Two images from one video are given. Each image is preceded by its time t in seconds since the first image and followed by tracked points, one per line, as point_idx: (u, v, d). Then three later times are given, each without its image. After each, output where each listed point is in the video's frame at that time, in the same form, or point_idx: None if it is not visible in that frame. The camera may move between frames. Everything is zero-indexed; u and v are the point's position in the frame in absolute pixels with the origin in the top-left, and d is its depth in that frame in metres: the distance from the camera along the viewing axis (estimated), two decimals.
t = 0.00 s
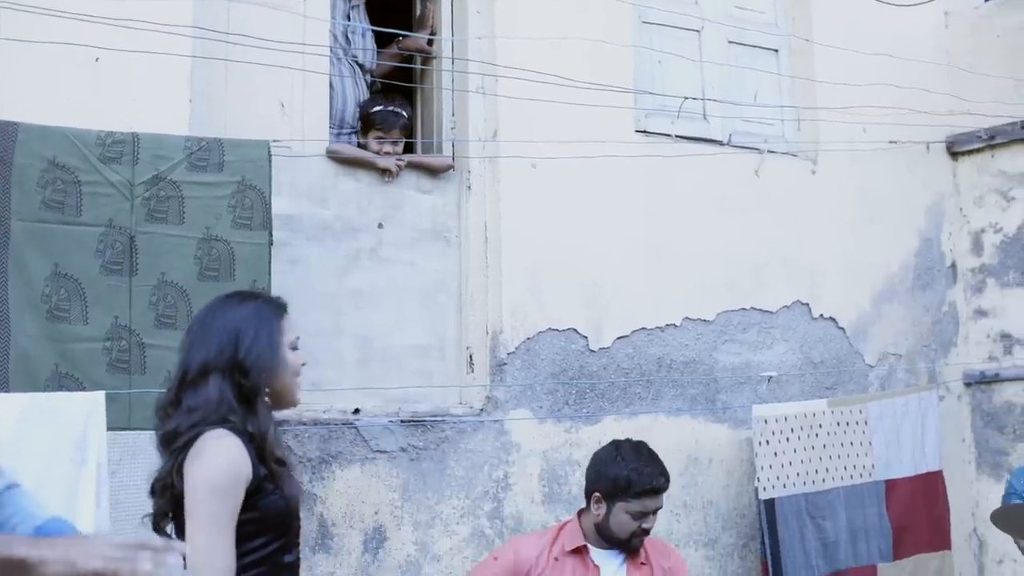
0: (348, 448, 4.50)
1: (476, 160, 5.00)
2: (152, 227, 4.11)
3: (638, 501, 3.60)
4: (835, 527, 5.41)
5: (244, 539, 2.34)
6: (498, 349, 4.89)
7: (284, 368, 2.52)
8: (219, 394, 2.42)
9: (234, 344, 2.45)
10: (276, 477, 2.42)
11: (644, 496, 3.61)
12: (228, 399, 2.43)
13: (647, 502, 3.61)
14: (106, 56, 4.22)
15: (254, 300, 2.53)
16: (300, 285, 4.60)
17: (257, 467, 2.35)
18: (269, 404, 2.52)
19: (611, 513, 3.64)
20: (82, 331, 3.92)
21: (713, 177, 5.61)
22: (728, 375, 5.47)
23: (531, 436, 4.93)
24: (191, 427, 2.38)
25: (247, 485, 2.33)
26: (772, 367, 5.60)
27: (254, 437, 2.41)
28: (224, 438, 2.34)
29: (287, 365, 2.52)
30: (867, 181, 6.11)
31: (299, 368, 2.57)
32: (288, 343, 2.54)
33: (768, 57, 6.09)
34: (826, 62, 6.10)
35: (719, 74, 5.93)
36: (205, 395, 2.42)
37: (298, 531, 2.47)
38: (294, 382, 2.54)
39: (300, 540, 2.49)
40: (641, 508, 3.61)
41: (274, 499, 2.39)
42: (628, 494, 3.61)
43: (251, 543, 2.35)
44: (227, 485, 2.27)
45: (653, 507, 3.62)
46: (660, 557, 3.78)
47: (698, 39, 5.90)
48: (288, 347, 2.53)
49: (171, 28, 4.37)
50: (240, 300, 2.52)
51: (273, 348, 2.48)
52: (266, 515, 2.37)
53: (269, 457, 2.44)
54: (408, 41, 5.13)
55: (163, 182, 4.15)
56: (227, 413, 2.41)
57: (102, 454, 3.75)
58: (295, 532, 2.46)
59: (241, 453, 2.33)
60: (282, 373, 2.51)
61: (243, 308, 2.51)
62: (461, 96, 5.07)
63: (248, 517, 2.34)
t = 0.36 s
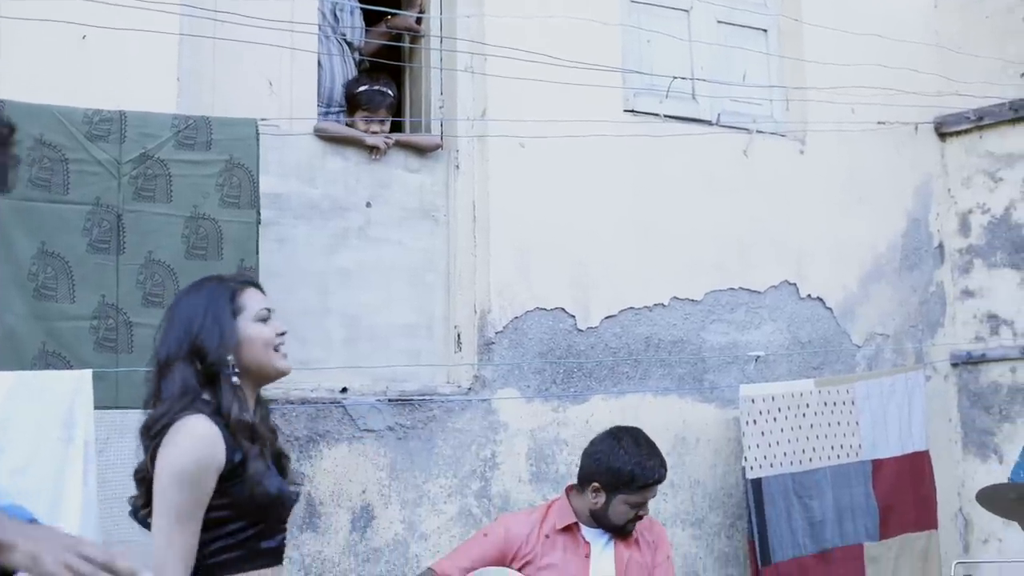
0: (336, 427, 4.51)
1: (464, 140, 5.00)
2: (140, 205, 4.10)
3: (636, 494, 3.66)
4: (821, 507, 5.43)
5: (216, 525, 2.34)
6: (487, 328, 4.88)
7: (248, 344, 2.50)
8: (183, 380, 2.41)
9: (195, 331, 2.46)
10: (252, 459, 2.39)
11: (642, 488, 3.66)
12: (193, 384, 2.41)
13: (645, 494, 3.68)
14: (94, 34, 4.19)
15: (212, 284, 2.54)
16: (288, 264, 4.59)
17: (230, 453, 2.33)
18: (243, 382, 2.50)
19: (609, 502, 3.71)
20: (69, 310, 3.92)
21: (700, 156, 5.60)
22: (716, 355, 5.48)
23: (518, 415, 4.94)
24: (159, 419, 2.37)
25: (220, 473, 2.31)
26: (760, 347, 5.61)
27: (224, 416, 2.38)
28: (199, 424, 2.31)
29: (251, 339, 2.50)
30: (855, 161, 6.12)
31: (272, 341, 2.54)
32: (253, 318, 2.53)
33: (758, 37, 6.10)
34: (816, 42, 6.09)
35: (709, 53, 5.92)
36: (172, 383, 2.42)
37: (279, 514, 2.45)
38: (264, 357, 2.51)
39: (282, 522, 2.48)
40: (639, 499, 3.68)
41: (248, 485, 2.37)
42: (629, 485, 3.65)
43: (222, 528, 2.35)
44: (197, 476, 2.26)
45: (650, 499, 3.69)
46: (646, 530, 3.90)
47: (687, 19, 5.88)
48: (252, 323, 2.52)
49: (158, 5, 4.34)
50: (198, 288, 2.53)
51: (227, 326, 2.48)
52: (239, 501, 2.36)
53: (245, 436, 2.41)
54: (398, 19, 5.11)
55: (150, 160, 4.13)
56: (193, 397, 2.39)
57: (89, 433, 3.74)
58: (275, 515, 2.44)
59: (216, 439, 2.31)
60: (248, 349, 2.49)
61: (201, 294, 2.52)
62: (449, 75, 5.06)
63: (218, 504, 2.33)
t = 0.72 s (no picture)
0: (321, 407, 4.52)
1: (451, 119, 4.98)
2: (125, 184, 4.08)
3: (623, 474, 3.74)
4: (807, 487, 5.45)
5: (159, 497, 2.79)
6: (473, 308, 4.91)
7: (174, 320, 2.98)
8: (118, 352, 2.96)
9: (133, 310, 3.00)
10: (182, 430, 2.84)
11: (629, 470, 3.74)
12: (131, 360, 2.96)
13: (631, 476, 3.76)
14: (78, 12, 4.18)
15: (155, 269, 3.05)
16: (274, 244, 4.58)
17: (161, 428, 2.80)
18: (175, 357, 2.99)
19: (597, 482, 3.77)
20: (54, 289, 3.91)
21: (687, 136, 5.60)
22: (702, 335, 5.48)
23: (504, 395, 4.95)
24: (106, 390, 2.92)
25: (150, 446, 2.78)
26: (745, 327, 5.61)
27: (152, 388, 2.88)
28: (128, 399, 2.81)
29: (178, 317, 2.98)
30: (841, 141, 6.12)
31: (201, 319, 2.99)
32: (181, 298, 3.00)
33: (744, 17, 6.05)
34: (802, 23, 6.08)
35: (694, 34, 5.87)
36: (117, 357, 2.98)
37: (223, 486, 2.88)
38: (190, 334, 2.98)
39: (231, 495, 2.90)
40: (626, 479, 3.75)
41: (180, 457, 2.82)
42: (617, 465, 3.73)
43: (163, 503, 2.79)
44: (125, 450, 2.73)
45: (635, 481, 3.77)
46: (631, 512, 3.95)
47: None
48: (182, 303, 3.00)
49: None
50: (148, 269, 3.07)
51: (156, 304, 2.99)
52: (175, 476, 2.80)
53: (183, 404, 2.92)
54: None
55: (136, 139, 4.11)
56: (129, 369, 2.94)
57: (75, 410, 3.77)
58: (214, 488, 2.86)
59: (145, 417, 2.79)
60: (177, 326, 2.98)
61: (145, 278, 3.04)
62: (436, 54, 5.02)
63: (157, 477, 2.79)
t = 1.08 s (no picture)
0: (310, 387, 4.54)
1: (439, 100, 4.97)
2: (113, 164, 4.07)
3: (610, 455, 3.74)
4: (796, 468, 5.47)
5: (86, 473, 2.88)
6: (461, 289, 4.91)
7: (95, 294, 3.11)
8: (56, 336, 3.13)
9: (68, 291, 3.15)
10: (102, 408, 2.94)
11: (615, 450, 3.74)
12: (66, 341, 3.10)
13: (617, 456, 3.75)
14: None
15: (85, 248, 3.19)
16: (263, 223, 4.57)
17: (80, 405, 2.91)
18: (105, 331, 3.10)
19: (584, 463, 3.78)
20: (42, 270, 3.92)
21: (677, 117, 5.59)
22: (691, 316, 5.48)
23: (493, 375, 4.95)
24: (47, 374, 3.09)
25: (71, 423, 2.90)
26: (734, 308, 5.62)
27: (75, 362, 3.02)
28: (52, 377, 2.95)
29: (98, 290, 3.10)
30: (830, 122, 6.11)
31: (117, 288, 3.10)
32: (101, 270, 3.12)
33: None
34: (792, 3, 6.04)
35: (684, 14, 5.84)
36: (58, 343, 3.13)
37: (148, 463, 2.93)
38: (109, 304, 3.08)
39: (159, 472, 2.94)
40: (611, 458, 3.75)
41: (98, 434, 2.90)
42: (605, 445, 3.73)
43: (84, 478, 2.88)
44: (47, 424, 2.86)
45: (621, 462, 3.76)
46: (621, 494, 3.96)
47: None
48: (100, 275, 3.11)
49: None
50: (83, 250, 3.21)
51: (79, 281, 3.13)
52: (93, 453, 2.88)
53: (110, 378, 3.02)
54: None
55: (124, 119, 4.09)
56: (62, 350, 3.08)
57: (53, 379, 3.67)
58: (137, 463, 2.91)
59: (64, 395, 2.91)
60: (97, 299, 3.09)
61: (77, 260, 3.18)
62: (425, 34, 5.01)
63: (78, 455, 2.88)
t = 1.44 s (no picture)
0: (306, 368, 4.55)
1: (435, 82, 4.96)
2: (109, 145, 4.06)
3: (599, 426, 3.71)
4: (792, 450, 5.48)
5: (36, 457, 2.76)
6: (458, 271, 4.91)
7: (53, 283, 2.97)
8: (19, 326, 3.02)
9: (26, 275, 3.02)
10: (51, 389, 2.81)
11: (603, 421, 3.71)
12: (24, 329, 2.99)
13: (607, 428, 3.73)
14: None
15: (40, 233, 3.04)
16: (258, 205, 4.57)
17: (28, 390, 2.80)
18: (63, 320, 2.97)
19: (573, 436, 3.76)
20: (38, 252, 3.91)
21: (672, 98, 5.58)
22: (687, 298, 5.48)
23: (489, 357, 4.96)
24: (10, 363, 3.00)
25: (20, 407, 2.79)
26: (730, 291, 5.62)
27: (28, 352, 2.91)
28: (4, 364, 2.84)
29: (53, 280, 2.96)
30: (827, 104, 6.10)
31: (70, 276, 2.95)
32: (56, 258, 2.97)
33: None
34: None
35: None
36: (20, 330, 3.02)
37: (99, 446, 2.79)
38: (65, 295, 2.94)
39: (111, 453, 2.80)
40: (599, 430, 3.73)
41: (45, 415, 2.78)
42: (594, 414, 3.70)
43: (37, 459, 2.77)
44: None
45: (610, 434, 3.73)
46: (619, 476, 3.91)
47: None
48: (54, 264, 2.96)
49: None
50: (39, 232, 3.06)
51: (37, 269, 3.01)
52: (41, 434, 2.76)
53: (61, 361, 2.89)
54: None
55: (119, 100, 4.08)
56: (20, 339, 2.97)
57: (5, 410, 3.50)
58: (87, 447, 2.78)
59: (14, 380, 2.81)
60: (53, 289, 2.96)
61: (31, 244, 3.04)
62: (420, 16, 4.99)
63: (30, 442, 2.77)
